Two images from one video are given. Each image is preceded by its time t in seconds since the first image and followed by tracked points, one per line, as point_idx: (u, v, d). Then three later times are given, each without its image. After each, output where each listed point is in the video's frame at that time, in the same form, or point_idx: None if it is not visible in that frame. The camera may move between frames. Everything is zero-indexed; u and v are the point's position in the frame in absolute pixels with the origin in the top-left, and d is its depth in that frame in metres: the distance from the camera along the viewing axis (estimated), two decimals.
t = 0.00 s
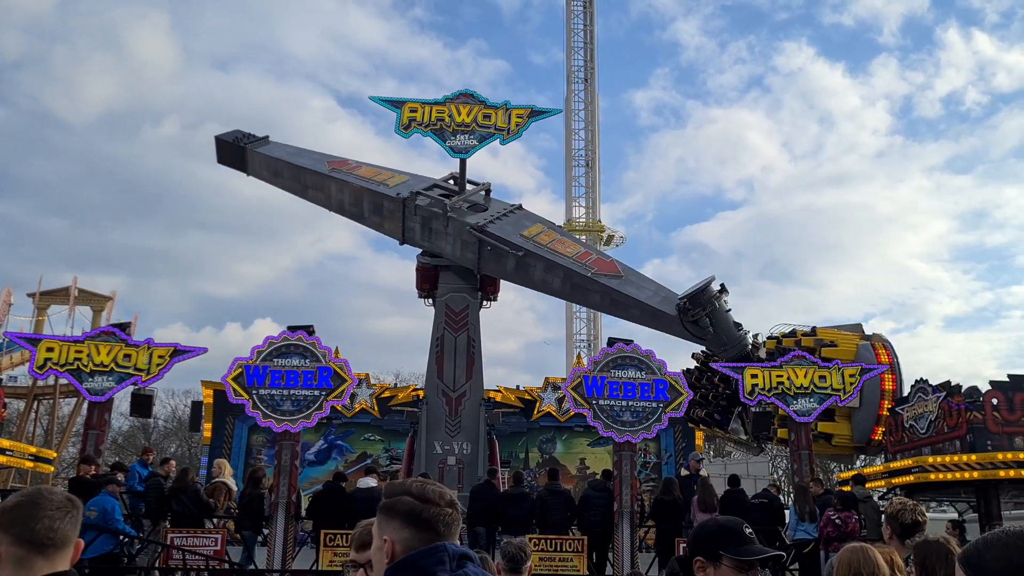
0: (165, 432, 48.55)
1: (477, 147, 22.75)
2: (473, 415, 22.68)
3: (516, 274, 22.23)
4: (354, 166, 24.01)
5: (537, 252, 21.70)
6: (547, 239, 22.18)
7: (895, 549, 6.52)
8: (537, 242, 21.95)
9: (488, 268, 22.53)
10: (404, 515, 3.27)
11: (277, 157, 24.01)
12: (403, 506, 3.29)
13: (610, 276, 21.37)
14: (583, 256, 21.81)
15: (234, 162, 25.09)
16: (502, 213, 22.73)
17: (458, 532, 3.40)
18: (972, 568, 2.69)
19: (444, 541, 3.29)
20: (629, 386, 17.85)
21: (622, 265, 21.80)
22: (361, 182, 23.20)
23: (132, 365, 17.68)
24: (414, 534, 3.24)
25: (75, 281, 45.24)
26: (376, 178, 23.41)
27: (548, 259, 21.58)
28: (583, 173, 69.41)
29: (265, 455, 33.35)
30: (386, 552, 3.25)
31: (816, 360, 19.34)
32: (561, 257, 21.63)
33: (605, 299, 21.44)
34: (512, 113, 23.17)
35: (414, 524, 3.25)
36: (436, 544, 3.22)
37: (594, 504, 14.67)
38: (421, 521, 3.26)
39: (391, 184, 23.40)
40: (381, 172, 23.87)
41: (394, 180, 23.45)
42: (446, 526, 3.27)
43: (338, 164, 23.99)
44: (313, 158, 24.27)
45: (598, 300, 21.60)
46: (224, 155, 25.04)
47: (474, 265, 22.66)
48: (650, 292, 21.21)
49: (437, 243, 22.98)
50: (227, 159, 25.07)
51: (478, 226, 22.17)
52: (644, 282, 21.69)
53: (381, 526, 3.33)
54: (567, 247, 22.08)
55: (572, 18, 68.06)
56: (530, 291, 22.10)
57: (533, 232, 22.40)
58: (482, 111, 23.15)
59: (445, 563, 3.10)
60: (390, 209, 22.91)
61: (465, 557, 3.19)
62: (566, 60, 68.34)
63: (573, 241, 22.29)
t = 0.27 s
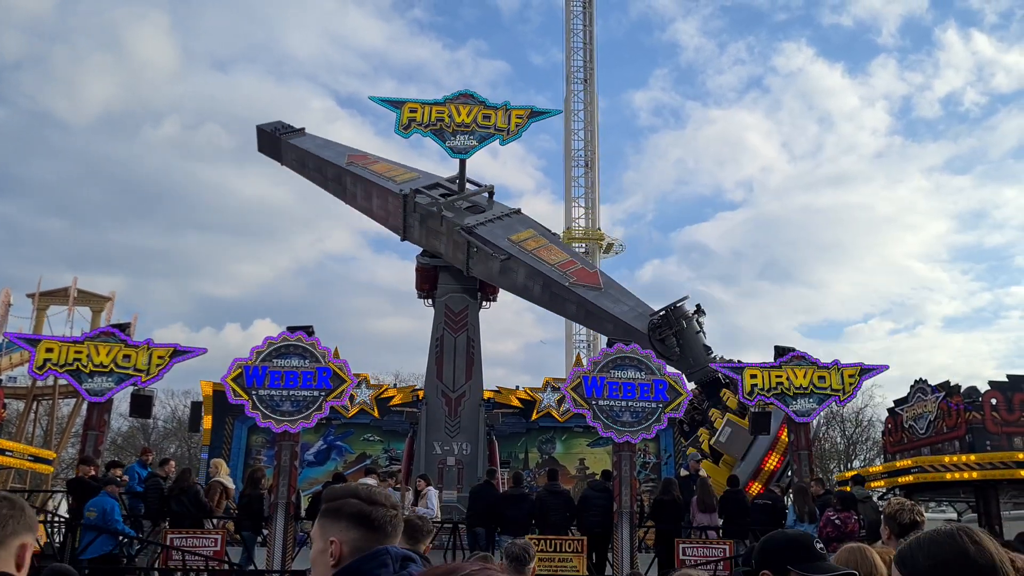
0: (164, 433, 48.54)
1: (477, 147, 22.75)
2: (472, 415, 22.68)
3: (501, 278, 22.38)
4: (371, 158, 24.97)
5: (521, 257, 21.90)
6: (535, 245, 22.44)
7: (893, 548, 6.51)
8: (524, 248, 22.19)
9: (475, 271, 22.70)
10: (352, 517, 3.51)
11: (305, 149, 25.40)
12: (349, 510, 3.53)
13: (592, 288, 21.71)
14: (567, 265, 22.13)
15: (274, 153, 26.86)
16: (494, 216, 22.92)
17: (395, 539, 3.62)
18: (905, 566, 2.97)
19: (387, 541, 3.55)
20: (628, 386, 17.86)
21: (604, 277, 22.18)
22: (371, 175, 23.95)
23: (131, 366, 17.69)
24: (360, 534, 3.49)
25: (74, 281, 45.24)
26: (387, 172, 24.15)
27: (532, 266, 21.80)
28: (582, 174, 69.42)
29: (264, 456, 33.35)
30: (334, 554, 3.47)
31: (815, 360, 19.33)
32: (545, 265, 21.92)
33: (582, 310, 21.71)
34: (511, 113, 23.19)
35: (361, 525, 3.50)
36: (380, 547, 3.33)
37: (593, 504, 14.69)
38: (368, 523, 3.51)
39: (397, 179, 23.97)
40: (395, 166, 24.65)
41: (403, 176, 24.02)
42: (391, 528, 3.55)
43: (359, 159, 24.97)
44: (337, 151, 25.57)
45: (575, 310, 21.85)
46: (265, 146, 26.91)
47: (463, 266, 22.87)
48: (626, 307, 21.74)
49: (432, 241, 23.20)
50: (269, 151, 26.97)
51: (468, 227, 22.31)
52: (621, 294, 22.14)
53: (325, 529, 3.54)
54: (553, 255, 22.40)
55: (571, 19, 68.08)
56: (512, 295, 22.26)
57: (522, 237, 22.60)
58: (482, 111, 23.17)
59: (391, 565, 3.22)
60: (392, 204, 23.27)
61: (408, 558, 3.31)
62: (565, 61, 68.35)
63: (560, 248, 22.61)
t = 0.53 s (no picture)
0: (164, 433, 48.56)
1: (477, 147, 22.73)
2: (472, 415, 22.66)
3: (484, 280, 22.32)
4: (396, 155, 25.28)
5: (500, 259, 21.69)
6: (517, 248, 22.11)
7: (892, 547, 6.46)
8: (506, 250, 21.94)
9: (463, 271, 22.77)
10: (299, 511, 3.33)
11: (336, 142, 25.90)
12: (298, 504, 3.35)
13: (565, 295, 21.08)
14: (545, 271, 21.61)
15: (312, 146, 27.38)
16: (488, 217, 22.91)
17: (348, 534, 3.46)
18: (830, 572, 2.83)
19: (337, 538, 3.36)
20: (628, 386, 17.85)
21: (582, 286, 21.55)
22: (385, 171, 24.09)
23: (131, 366, 17.68)
24: (309, 530, 3.30)
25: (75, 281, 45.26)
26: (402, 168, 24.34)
27: (509, 269, 21.53)
28: (582, 174, 69.43)
29: (264, 456, 33.35)
30: (282, 550, 3.29)
31: (815, 360, 19.32)
32: (522, 269, 21.56)
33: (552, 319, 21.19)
34: (512, 113, 23.19)
35: (309, 521, 3.31)
36: (325, 549, 3.20)
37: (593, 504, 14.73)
38: (318, 519, 3.33)
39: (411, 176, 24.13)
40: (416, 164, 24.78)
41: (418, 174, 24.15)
42: (341, 523, 3.36)
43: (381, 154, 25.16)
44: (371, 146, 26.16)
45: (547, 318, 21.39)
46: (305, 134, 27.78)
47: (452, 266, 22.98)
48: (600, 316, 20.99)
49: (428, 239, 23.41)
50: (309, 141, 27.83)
51: (456, 226, 22.35)
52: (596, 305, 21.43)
53: (273, 525, 3.37)
54: (535, 260, 21.97)
55: (571, 19, 68.12)
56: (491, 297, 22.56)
57: (509, 240, 22.36)
58: (482, 111, 23.15)
59: (332, 567, 3.11)
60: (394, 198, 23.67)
61: (353, 559, 3.19)
62: (565, 61, 68.34)
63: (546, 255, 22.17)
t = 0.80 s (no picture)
0: (164, 432, 48.54)
1: (477, 146, 22.71)
2: (472, 414, 22.64)
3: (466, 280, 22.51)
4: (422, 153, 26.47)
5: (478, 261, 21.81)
6: (499, 250, 22.08)
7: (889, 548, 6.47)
8: (487, 251, 22.01)
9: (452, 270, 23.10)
10: (241, 507, 3.24)
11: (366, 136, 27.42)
12: (240, 498, 3.27)
13: (533, 301, 20.93)
14: (519, 276, 21.51)
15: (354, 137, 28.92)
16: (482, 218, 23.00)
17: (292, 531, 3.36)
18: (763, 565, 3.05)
19: (280, 534, 3.28)
20: (629, 385, 17.84)
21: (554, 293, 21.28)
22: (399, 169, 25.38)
23: (132, 364, 17.68)
24: (250, 525, 3.22)
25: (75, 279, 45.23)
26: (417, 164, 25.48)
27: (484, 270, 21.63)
28: (582, 173, 69.39)
29: (264, 454, 33.34)
30: (223, 546, 3.20)
31: (816, 360, 19.30)
32: (498, 272, 21.60)
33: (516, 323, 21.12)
34: (512, 113, 23.19)
35: (251, 515, 3.23)
36: (262, 545, 3.12)
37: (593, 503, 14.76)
38: (260, 514, 3.25)
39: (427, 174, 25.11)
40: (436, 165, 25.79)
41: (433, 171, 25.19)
42: (284, 517, 3.28)
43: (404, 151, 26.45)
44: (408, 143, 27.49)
45: (513, 322, 21.34)
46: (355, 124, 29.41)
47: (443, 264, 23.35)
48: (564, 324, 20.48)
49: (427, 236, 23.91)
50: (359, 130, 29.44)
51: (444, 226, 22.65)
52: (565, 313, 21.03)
53: (215, 520, 3.27)
54: (515, 264, 21.91)
55: (572, 18, 68.06)
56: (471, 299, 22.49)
57: (494, 241, 22.34)
58: (482, 110, 23.13)
59: (267, 564, 3.02)
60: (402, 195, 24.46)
61: (289, 554, 3.11)
62: (565, 60, 68.32)
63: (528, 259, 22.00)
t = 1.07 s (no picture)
0: (165, 431, 48.57)
1: (479, 145, 22.71)
2: (473, 414, 22.65)
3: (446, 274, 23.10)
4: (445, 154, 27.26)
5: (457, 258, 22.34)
6: (480, 251, 22.50)
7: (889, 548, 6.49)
8: (469, 250, 22.48)
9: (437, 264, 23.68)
10: (195, 511, 3.53)
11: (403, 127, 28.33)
12: (193, 504, 3.55)
13: (500, 304, 21.43)
14: (492, 278, 21.98)
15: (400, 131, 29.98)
16: (474, 217, 23.38)
17: (243, 533, 3.69)
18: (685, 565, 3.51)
19: (231, 537, 3.59)
20: (630, 385, 17.85)
21: (523, 300, 21.67)
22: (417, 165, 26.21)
23: (133, 363, 17.69)
24: (202, 529, 3.51)
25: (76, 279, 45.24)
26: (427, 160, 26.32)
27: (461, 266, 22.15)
28: (583, 173, 69.39)
29: (265, 453, 33.38)
30: (173, 548, 3.48)
31: (817, 359, 19.30)
32: (472, 271, 22.11)
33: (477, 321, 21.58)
34: (513, 112, 23.19)
35: (203, 520, 3.52)
36: (210, 548, 3.43)
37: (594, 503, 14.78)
38: (211, 518, 3.55)
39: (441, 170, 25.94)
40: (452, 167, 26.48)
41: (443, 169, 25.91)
42: (234, 522, 3.58)
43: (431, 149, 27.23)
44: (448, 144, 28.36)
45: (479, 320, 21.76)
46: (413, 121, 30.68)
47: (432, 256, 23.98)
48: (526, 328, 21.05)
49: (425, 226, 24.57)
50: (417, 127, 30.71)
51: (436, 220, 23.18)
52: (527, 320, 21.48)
53: (168, 524, 3.55)
54: (493, 266, 22.38)
55: (573, 18, 68.06)
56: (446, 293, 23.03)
57: (480, 243, 22.73)
58: (484, 110, 23.15)
59: (212, 566, 3.35)
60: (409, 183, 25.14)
61: (233, 557, 3.42)
62: (567, 60, 68.34)
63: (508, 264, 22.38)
